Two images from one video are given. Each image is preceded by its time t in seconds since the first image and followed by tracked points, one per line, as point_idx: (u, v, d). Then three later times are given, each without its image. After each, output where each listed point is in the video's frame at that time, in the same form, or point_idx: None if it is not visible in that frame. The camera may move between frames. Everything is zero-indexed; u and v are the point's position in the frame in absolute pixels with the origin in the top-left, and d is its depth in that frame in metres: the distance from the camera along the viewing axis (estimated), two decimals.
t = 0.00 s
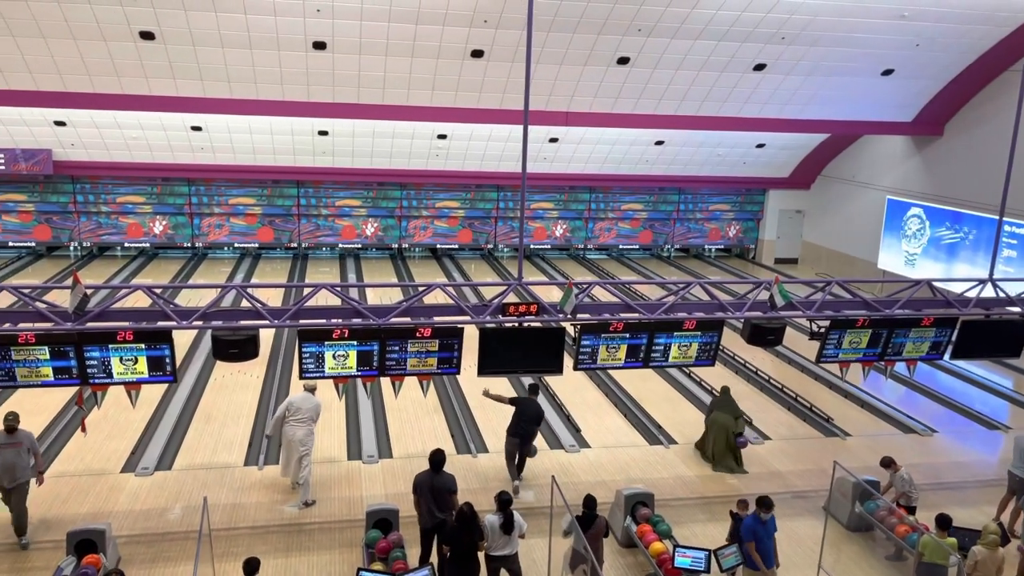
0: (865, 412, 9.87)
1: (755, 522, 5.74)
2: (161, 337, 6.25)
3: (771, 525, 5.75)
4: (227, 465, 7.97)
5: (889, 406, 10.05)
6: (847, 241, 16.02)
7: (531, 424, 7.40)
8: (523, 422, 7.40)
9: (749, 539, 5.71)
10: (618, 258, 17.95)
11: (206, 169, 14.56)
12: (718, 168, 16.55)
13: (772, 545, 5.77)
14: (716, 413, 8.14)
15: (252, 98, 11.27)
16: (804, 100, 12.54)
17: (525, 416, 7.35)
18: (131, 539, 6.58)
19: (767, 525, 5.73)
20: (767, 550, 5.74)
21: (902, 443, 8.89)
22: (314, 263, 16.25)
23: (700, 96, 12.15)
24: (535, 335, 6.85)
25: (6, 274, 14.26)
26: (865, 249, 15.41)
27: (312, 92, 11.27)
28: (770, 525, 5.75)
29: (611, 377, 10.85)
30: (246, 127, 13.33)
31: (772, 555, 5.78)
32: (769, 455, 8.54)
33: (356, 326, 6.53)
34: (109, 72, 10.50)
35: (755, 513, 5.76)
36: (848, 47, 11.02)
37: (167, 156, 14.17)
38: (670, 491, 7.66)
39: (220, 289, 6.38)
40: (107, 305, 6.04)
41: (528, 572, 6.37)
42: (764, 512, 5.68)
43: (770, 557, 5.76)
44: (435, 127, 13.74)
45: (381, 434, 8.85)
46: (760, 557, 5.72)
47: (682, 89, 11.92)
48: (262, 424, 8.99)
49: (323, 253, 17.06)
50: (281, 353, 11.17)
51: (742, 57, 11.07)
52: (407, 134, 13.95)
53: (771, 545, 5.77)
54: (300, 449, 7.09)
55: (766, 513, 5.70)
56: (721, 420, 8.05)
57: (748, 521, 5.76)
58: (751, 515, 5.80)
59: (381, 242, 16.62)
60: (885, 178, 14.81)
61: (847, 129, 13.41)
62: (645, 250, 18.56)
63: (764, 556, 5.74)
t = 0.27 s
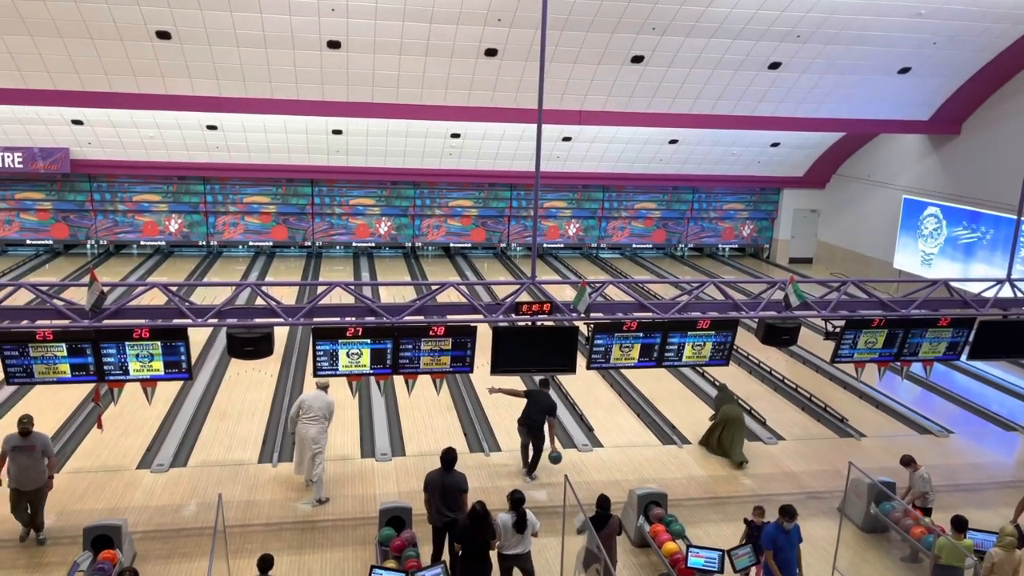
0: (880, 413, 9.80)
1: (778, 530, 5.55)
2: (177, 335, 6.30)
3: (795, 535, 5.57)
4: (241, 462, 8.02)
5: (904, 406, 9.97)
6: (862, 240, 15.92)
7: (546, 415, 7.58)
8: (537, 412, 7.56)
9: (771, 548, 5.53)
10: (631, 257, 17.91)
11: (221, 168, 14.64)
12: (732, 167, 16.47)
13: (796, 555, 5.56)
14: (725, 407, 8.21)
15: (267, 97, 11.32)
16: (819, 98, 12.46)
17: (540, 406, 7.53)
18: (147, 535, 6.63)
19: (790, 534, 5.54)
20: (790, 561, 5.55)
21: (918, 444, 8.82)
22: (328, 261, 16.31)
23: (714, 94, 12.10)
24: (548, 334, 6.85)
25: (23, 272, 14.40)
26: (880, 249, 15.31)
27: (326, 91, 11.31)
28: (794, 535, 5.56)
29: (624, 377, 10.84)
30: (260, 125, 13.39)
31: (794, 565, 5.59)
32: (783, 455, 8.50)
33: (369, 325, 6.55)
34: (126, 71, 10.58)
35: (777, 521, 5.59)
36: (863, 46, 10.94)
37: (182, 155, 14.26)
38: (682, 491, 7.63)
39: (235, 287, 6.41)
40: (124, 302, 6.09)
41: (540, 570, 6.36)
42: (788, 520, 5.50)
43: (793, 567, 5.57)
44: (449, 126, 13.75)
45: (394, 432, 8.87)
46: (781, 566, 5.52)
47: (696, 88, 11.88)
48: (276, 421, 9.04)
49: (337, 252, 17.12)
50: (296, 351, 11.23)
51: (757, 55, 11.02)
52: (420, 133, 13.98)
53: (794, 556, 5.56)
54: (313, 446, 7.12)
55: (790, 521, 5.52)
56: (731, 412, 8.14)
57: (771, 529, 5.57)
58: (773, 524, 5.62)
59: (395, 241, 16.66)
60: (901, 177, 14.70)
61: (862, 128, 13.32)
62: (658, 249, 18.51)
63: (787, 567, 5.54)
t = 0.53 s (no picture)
0: (897, 413, 9.72)
1: (805, 538, 5.32)
2: (194, 332, 6.34)
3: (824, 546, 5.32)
4: (257, 459, 8.06)
5: (922, 407, 9.89)
6: (880, 239, 15.78)
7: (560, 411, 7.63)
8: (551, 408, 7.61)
9: (790, 554, 5.35)
10: (646, 256, 17.86)
11: (237, 166, 14.74)
12: (747, 166, 16.39)
13: (820, 567, 5.31)
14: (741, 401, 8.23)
15: (283, 96, 11.38)
16: (836, 96, 12.37)
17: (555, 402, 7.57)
18: (164, 530, 6.68)
19: (817, 545, 5.30)
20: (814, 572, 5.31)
21: (936, 445, 8.74)
22: (344, 260, 16.37)
23: (730, 92, 12.04)
24: (563, 332, 6.84)
25: (43, 269, 14.55)
26: (898, 248, 15.17)
27: (342, 90, 11.36)
28: (821, 545, 5.31)
29: (639, 376, 10.81)
30: (277, 124, 13.46)
31: None
32: (799, 455, 8.45)
33: (384, 323, 6.57)
34: (144, 71, 10.66)
35: (806, 529, 5.35)
36: (881, 44, 10.86)
37: (199, 154, 14.36)
38: (697, 491, 7.60)
39: (252, 284, 6.45)
40: (142, 300, 6.13)
41: (555, 569, 6.36)
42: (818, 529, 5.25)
43: None
44: (464, 124, 13.75)
45: (408, 430, 8.89)
46: None
47: (712, 86, 11.83)
48: (292, 418, 9.08)
49: (352, 250, 17.17)
50: (311, 349, 11.28)
51: (774, 53, 10.96)
52: (436, 131, 14.00)
53: (819, 567, 5.31)
54: (327, 442, 7.17)
55: (819, 531, 5.28)
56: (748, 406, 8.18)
57: (798, 535, 5.35)
58: (800, 531, 5.39)
59: (409, 240, 16.70)
60: (919, 175, 14.55)
61: (879, 126, 13.21)
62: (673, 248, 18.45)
63: None
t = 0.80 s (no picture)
0: (915, 414, 9.64)
1: (828, 545, 5.25)
2: (210, 329, 6.38)
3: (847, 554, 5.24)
4: (273, 455, 8.11)
5: (940, 407, 9.80)
6: (898, 238, 15.66)
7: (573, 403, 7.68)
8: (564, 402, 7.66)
9: (811, 559, 5.30)
10: (661, 255, 17.80)
11: (254, 165, 14.82)
12: (764, 164, 16.29)
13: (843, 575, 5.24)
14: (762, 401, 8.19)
15: (300, 95, 11.43)
16: (854, 94, 12.27)
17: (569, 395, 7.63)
18: (181, 526, 6.74)
19: (841, 553, 5.22)
20: None
21: (954, 445, 8.66)
22: (359, 258, 16.43)
23: (747, 90, 11.97)
24: (577, 331, 6.83)
25: (63, 266, 14.70)
26: (916, 246, 15.05)
27: (358, 88, 11.39)
28: (845, 553, 5.23)
29: (653, 374, 10.78)
30: (293, 123, 13.52)
31: None
32: (815, 455, 8.40)
33: (399, 320, 6.58)
34: (162, 70, 10.74)
35: (830, 537, 5.27)
36: (900, 41, 10.76)
37: (217, 152, 14.45)
38: (713, 490, 7.58)
39: (268, 282, 6.48)
40: (160, 297, 6.18)
41: (569, 568, 6.35)
42: (842, 538, 5.16)
43: None
44: (479, 122, 13.75)
45: (423, 428, 8.92)
46: None
47: (728, 84, 11.76)
48: (308, 416, 9.13)
49: (367, 248, 17.22)
50: (327, 346, 11.33)
51: (791, 50, 10.88)
52: (451, 130, 14.02)
53: None
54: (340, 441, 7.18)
55: (842, 540, 5.19)
56: (769, 407, 8.18)
57: (821, 542, 5.28)
58: (824, 538, 5.31)
59: (424, 238, 16.73)
60: (938, 174, 14.42)
61: (898, 124, 13.09)
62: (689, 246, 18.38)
63: None
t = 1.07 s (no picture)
0: (932, 414, 9.55)
1: (846, 557, 5.06)
2: (226, 327, 6.42)
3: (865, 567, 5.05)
4: (287, 453, 8.15)
5: (957, 408, 9.71)
6: (914, 237, 15.54)
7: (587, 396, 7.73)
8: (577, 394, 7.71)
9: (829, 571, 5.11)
10: (675, 253, 17.75)
11: (269, 163, 14.90)
12: (778, 162, 16.20)
13: None
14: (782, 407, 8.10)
15: (314, 93, 11.48)
16: (870, 92, 12.18)
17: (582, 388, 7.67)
18: (196, 522, 6.78)
19: (859, 566, 5.03)
20: None
21: (971, 446, 8.59)
22: (372, 256, 16.47)
23: (762, 88, 11.91)
24: (591, 330, 6.82)
25: (80, 264, 14.83)
26: (932, 245, 14.93)
27: (372, 87, 11.42)
28: (864, 567, 5.04)
29: (667, 374, 10.75)
30: (307, 121, 13.57)
31: None
32: (830, 455, 8.35)
33: (413, 319, 6.59)
34: (178, 69, 10.80)
35: (847, 550, 5.08)
36: (917, 38, 10.67)
37: (232, 150, 14.53)
38: (726, 490, 7.54)
39: (283, 280, 6.51)
40: (175, 295, 6.22)
41: (582, 567, 6.34)
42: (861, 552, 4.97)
43: None
44: (492, 121, 13.74)
45: (436, 426, 8.93)
46: None
47: (743, 82, 11.70)
48: (322, 413, 9.16)
49: (380, 246, 17.27)
50: (341, 344, 11.37)
51: (807, 48, 10.81)
52: (465, 128, 14.02)
53: None
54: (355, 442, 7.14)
55: (862, 553, 5.00)
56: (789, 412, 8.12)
57: (839, 554, 5.09)
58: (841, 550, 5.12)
59: (438, 236, 16.75)
60: (955, 172, 14.30)
61: (914, 122, 12.98)
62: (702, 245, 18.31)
63: None
